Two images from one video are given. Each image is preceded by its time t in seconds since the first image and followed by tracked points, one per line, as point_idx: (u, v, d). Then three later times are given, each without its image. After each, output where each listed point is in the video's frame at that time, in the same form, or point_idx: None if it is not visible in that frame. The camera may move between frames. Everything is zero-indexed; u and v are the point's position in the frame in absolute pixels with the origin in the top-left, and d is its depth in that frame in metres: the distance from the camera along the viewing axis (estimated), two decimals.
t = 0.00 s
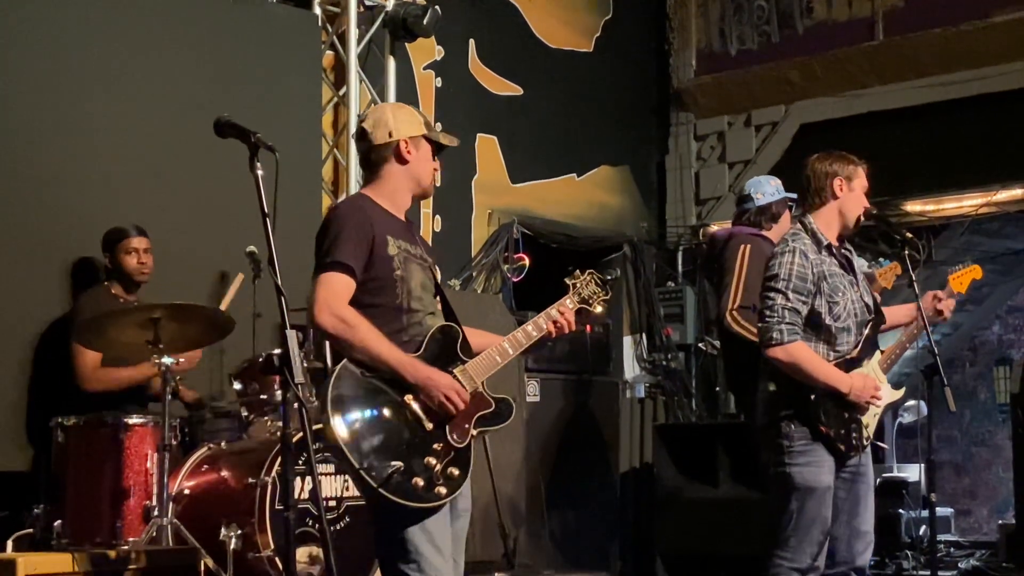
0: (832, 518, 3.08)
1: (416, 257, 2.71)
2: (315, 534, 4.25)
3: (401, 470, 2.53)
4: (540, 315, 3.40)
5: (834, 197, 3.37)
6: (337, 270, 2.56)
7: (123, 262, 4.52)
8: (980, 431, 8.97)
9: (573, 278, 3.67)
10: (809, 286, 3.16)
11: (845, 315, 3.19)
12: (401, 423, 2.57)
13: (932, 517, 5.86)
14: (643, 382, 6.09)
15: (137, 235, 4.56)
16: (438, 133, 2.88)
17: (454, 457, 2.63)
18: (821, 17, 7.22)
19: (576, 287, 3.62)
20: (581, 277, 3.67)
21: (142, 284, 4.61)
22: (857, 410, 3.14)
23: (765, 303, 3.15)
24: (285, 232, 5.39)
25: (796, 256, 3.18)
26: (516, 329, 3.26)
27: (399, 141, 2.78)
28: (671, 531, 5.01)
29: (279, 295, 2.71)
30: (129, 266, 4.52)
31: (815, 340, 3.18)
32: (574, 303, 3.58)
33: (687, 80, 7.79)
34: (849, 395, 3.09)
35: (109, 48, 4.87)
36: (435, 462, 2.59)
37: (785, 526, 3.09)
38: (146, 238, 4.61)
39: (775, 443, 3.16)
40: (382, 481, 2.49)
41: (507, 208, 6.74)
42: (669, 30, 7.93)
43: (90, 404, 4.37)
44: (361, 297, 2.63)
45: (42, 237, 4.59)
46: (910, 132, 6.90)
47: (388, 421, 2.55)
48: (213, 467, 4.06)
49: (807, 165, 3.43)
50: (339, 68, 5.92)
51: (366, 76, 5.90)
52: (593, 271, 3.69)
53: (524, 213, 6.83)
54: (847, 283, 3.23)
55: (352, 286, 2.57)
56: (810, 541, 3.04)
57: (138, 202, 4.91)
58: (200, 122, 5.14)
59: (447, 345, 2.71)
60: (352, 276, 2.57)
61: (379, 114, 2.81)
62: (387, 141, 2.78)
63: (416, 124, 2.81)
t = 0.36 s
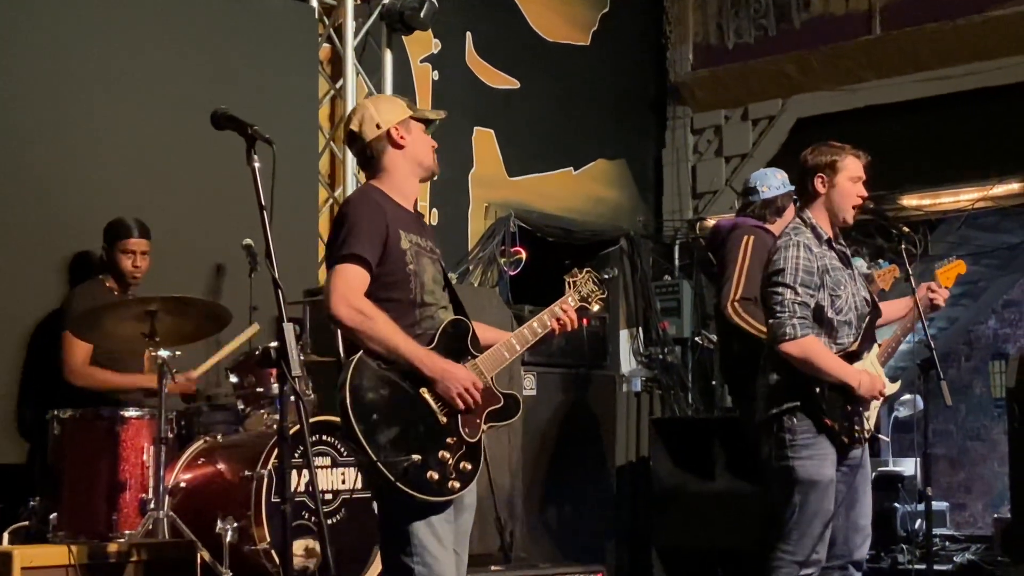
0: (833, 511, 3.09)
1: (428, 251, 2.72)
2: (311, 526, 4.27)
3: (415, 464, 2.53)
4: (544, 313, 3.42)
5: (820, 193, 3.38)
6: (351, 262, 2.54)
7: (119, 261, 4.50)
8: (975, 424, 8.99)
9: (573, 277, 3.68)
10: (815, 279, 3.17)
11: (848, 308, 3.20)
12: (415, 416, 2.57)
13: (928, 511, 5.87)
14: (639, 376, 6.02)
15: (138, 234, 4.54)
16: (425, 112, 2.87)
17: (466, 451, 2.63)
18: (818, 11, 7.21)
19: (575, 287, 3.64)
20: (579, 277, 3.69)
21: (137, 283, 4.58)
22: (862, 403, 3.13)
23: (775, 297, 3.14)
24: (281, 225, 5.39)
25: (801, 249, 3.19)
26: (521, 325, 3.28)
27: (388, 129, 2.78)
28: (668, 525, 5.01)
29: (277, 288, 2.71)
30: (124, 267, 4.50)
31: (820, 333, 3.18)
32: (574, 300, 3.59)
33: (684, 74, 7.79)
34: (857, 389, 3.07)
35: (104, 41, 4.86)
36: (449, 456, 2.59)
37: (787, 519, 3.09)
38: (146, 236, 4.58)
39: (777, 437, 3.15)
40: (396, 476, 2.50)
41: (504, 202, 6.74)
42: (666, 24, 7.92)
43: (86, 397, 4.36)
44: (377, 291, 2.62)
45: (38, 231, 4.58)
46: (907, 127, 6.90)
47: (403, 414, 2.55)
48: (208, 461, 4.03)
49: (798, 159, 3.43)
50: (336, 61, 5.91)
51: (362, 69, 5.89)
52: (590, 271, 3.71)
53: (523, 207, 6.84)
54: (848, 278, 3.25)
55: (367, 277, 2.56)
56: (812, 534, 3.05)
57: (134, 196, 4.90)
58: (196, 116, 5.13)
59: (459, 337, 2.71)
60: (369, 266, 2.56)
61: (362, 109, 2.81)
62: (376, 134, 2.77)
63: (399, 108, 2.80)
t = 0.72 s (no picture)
0: (831, 504, 3.09)
1: (427, 244, 2.71)
2: (305, 519, 4.27)
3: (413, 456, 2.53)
4: (544, 306, 3.40)
5: (814, 185, 3.36)
6: (348, 257, 2.53)
7: (116, 251, 4.50)
8: (969, 418, 9.01)
9: (572, 268, 3.68)
10: (819, 277, 3.15)
11: (847, 305, 3.19)
12: (414, 408, 2.57)
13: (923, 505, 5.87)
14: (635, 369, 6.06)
15: (133, 225, 4.53)
16: (438, 106, 2.86)
17: (464, 444, 2.63)
18: (813, 4, 7.21)
19: (575, 278, 3.63)
20: (579, 268, 3.68)
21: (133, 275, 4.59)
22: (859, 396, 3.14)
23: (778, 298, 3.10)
24: (273, 219, 5.39)
25: (803, 247, 3.16)
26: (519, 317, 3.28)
27: (396, 120, 2.77)
28: (663, 518, 5.01)
29: (270, 280, 2.70)
30: (122, 256, 4.49)
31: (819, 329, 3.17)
32: (574, 292, 3.60)
33: (679, 67, 7.78)
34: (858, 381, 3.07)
35: (97, 32, 4.83)
36: (447, 449, 2.59)
37: (784, 511, 3.09)
38: (141, 227, 4.57)
39: (777, 430, 3.15)
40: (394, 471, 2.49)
41: (499, 195, 6.73)
42: (660, 17, 7.92)
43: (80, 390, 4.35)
44: (375, 283, 2.62)
45: (31, 223, 4.56)
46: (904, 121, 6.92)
47: (401, 407, 2.55)
48: (201, 454, 4.05)
49: (792, 154, 3.43)
50: (329, 53, 5.89)
51: (357, 61, 5.88)
52: (590, 262, 3.71)
53: (518, 200, 6.83)
54: (846, 273, 3.24)
55: (364, 271, 2.55)
56: (809, 526, 3.05)
57: (127, 189, 4.89)
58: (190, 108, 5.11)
59: (456, 331, 2.72)
60: (366, 260, 2.55)
61: (375, 96, 2.81)
62: (384, 122, 2.77)
63: (412, 99, 2.79)
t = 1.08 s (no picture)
0: (821, 497, 3.09)
1: (421, 236, 2.70)
2: (297, 513, 4.27)
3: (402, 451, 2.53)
4: (542, 299, 3.41)
5: (806, 180, 3.36)
6: (342, 249, 2.53)
7: (103, 242, 4.51)
8: (963, 411, 9.02)
9: (573, 260, 3.67)
10: (795, 276, 3.16)
11: (832, 301, 3.20)
12: (405, 402, 2.56)
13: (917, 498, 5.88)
14: (628, 363, 6.11)
15: (122, 217, 4.56)
16: (453, 120, 2.78)
17: (454, 439, 2.63)
18: None
19: (576, 270, 3.62)
20: (582, 261, 3.68)
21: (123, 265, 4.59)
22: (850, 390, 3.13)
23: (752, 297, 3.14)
24: (266, 212, 5.39)
25: (781, 247, 3.18)
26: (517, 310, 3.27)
27: (403, 120, 2.73)
28: (656, 511, 5.01)
29: (263, 273, 2.69)
30: (108, 247, 4.51)
31: (801, 325, 3.20)
32: (574, 285, 3.58)
33: (673, 61, 7.81)
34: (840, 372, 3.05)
35: (90, 24, 4.82)
36: (436, 443, 2.59)
37: (775, 504, 3.10)
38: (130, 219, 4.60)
39: (767, 425, 3.15)
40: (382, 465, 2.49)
41: (493, 188, 6.73)
42: (655, 10, 7.92)
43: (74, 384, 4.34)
44: (368, 276, 2.62)
45: (24, 215, 4.54)
46: (900, 114, 6.92)
47: (393, 401, 2.54)
48: (195, 447, 4.03)
49: (783, 149, 3.43)
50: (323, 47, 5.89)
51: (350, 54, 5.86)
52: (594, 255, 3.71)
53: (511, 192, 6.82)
54: (834, 270, 3.23)
55: (357, 264, 2.55)
56: (799, 519, 3.06)
57: (120, 181, 4.88)
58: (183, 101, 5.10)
59: (450, 325, 2.72)
60: (359, 253, 2.55)
61: (398, 87, 2.77)
62: (394, 116, 2.74)
63: (428, 109, 2.73)
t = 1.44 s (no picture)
0: (817, 489, 3.10)
1: (415, 228, 2.70)
2: (291, 505, 4.27)
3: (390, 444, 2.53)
4: (540, 294, 3.39)
5: (801, 173, 3.36)
6: (335, 239, 2.52)
7: (103, 244, 4.47)
8: (956, 403, 9.04)
9: (576, 255, 3.65)
10: (788, 270, 3.15)
11: (825, 294, 3.19)
12: (395, 395, 2.55)
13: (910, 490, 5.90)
14: (622, 356, 6.12)
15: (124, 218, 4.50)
16: (444, 116, 2.75)
17: (444, 432, 2.63)
18: None
19: (578, 265, 3.61)
20: (584, 254, 3.65)
21: (120, 265, 4.56)
22: (844, 384, 3.12)
23: (744, 289, 3.13)
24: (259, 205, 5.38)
25: (775, 239, 3.16)
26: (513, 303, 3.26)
27: (392, 117, 2.72)
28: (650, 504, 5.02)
29: (255, 267, 2.68)
30: (109, 249, 4.47)
31: (794, 317, 3.18)
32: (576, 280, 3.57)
33: (667, 52, 7.79)
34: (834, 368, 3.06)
35: (81, 17, 4.80)
36: (425, 436, 2.58)
37: (772, 497, 3.10)
38: (133, 220, 4.55)
39: (763, 417, 3.15)
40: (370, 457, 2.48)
41: (487, 180, 6.72)
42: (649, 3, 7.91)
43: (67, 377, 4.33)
44: (362, 267, 2.61)
45: (15, 208, 4.52)
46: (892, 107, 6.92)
47: (383, 394, 2.54)
48: (188, 441, 4.05)
49: (777, 141, 3.42)
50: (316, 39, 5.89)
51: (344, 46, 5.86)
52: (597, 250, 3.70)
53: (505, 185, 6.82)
54: (827, 264, 3.22)
55: (349, 256, 2.54)
56: (796, 511, 3.06)
57: (112, 173, 4.86)
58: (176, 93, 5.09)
59: (445, 317, 2.71)
60: (352, 245, 2.55)
61: (386, 82, 2.77)
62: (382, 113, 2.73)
63: (416, 108, 2.71)
